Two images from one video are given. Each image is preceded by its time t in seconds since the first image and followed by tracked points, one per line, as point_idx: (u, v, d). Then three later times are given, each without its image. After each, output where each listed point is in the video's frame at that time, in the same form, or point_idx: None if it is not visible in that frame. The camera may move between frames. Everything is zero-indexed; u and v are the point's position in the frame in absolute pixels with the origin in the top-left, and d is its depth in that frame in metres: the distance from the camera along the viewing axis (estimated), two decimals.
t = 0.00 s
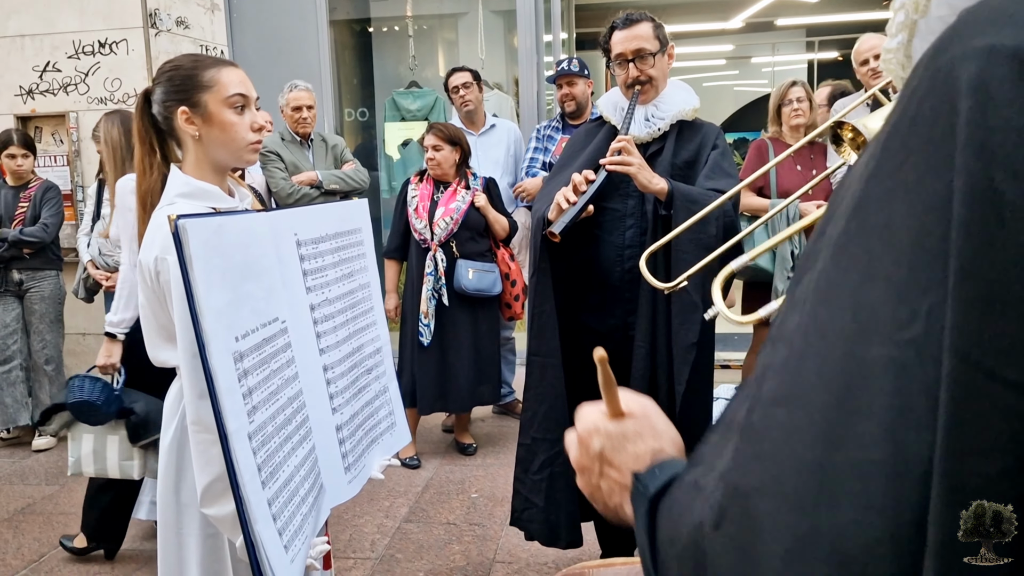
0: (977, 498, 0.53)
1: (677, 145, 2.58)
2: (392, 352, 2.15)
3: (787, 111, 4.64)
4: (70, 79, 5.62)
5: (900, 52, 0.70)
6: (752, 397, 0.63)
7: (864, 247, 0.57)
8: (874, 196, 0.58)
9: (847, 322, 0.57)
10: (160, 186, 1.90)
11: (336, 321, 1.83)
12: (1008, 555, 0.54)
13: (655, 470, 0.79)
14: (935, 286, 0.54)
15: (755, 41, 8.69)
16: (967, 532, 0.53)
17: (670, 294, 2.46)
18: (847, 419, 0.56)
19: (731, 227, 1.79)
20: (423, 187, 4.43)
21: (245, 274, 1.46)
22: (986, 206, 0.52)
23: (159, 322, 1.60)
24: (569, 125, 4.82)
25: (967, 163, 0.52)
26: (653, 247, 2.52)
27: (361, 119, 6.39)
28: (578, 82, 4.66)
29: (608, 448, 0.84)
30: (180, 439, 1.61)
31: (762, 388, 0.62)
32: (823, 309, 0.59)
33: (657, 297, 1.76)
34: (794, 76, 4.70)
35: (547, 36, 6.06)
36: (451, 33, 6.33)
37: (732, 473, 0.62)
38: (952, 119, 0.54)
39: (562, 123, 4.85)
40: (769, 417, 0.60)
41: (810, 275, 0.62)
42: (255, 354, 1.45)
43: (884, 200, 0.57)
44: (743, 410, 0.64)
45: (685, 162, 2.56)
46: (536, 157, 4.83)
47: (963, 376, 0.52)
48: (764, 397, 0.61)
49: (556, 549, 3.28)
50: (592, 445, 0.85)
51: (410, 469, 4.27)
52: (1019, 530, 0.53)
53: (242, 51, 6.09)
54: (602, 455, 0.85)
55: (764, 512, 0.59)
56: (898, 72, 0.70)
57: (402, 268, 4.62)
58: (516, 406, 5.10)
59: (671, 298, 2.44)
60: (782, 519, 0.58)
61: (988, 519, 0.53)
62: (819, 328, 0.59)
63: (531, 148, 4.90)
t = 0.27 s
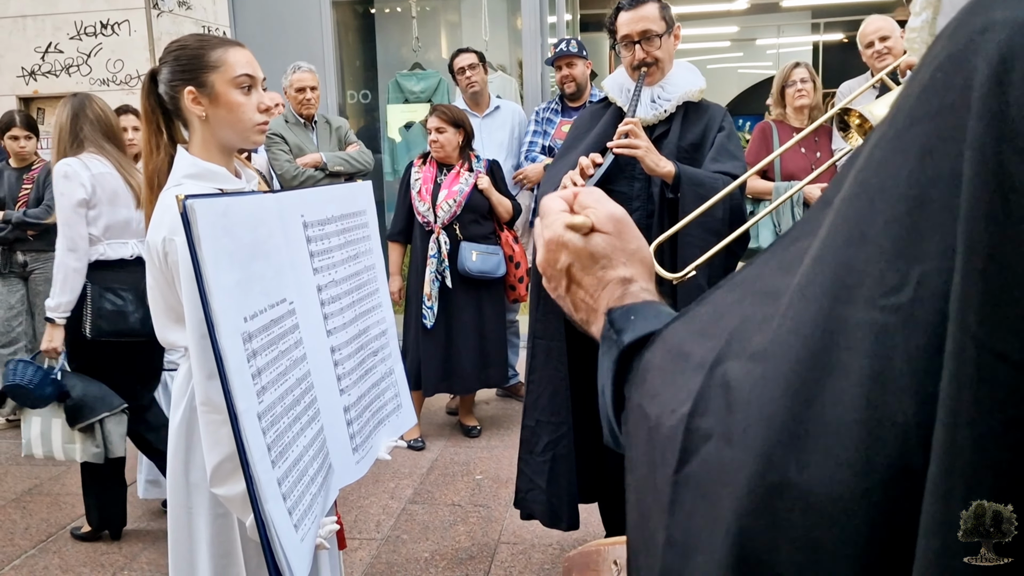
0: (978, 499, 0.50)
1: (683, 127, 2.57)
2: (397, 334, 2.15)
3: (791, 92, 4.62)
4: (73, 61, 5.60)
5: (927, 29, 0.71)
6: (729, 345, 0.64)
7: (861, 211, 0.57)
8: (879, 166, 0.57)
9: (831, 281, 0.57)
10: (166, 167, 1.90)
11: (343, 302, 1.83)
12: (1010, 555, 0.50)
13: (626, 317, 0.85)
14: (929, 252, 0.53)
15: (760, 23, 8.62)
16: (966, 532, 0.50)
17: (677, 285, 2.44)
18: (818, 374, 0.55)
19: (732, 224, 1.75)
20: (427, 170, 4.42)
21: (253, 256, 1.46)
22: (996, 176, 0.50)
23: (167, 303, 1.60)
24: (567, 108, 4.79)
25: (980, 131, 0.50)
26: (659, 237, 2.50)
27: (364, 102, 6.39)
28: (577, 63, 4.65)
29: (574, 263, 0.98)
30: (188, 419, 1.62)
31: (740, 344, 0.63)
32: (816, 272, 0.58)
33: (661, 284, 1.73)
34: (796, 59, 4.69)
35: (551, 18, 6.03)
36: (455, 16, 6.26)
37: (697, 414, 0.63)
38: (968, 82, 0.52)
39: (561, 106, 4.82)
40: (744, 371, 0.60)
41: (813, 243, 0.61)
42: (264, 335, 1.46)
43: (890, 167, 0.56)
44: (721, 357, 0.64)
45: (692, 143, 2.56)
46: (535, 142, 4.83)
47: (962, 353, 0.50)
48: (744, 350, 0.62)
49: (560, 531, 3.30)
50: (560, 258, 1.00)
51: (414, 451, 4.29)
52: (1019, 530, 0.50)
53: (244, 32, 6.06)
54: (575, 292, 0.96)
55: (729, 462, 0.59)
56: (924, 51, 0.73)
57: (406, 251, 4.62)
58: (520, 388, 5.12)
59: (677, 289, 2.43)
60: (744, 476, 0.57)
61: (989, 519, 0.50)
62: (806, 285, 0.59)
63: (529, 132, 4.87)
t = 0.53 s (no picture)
0: (979, 499, 0.55)
1: (691, 109, 2.55)
2: (403, 316, 2.15)
3: (796, 72, 4.57)
4: (73, 40, 5.55)
5: (945, 13, 0.78)
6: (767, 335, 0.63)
7: (887, 202, 0.59)
8: (904, 157, 0.59)
9: (872, 274, 0.58)
10: (172, 148, 1.90)
11: (349, 284, 1.83)
12: (1008, 556, 0.56)
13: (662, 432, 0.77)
14: (966, 244, 0.56)
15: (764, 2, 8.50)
16: (970, 532, 0.55)
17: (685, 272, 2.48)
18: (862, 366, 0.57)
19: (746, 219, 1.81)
20: (429, 152, 4.40)
21: (260, 237, 1.46)
22: None
23: (174, 285, 1.60)
24: (566, 90, 4.76)
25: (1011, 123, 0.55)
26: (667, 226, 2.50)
27: (365, 82, 6.35)
28: (574, 44, 4.64)
29: (607, 429, 0.87)
30: (196, 401, 1.62)
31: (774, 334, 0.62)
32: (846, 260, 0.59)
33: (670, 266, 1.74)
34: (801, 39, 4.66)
35: None
36: None
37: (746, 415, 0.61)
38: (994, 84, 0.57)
39: (559, 87, 4.78)
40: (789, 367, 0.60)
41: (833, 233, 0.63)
42: (271, 316, 1.46)
43: (917, 158, 0.58)
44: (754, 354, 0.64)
45: (700, 125, 2.54)
46: (534, 124, 4.79)
47: (1001, 335, 0.54)
48: (783, 341, 0.61)
49: (564, 511, 3.32)
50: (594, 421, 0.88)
51: (419, 432, 4.31)
52: (1017, 530, 0.56)
53: (245, 11, 6.01)
54: (610, 442, 0.87)
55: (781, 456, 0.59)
56: (941, 31, 0.78)
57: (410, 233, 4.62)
58: (523, 370, 5.13)
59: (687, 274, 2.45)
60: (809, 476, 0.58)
61: (989, 518, 0.55)
62: (833, 273, 0.60)
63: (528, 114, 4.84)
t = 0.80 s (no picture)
0: (979, 499, 0.55)
1: (699, 95, 2.54)
2: (407, 305, 2.16)
3: (801, 60, 4.56)
4: (75, 26, 5.53)
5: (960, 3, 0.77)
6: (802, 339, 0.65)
7: (912, 195, 0.59)
8: (924, 149, 0.59)
9: (899, 269, 0.59)
10: (178, 137, 1.90)
11: (354, 272, 1.83)
12: (1006, 555, 0.56)
13: (706, 464, 0.85)
14: (982, 240, 0.56)
15: None
16: (968, 532, 0.55)
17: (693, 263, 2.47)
18: (891, 364, 0.58)
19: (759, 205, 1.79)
20: (434, 138, 4.40)
21: (265, 225, 1.46)
22: None
23: (180, 273, 1.60)
24: (566, 77, 4.74)
25: None
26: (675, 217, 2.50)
27: (365, 68, 6.32)
28: (573, 32, 4.61)
29: (661, 456, 0.90)
30: (202, 388, 1.63)
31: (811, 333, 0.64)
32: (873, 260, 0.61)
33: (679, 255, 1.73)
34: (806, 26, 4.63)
35: None
36: None
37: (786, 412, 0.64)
38: (1013, 74, 0.57)
39: (558, 73, 4.76)
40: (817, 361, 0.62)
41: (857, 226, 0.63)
42: (277, 305, 1.46)
43: (937, 149, 0.59)
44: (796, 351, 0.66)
45: (708, 112, 2.53)
46: (534, 110, 4.78)
47: (1012, 326, 0.54)
48: (814, 343, 0.64)
49: (567, 498, 3.33)
50: (646, 455, 0.92)
51: (422, 419, 4.32)
52: (1017, 530, 0.55)
53: None
54: (657, 463, 0.90)
55: (817, 454, 0.61)
56: (957, 23, 0.78)
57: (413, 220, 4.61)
58: (526, 357, 5.13)
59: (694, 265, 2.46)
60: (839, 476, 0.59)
61: (988, 519, 0.55)
62: (855, 274, 0.62)
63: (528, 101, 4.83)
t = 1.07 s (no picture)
0: (978, 500, 0.57)
1: (709, 85, 2.53)
2: (413, 295, 2.15)
3: (807, 50, 4.52)
4: (76, 15, 5.51)
5: None
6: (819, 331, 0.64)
7: (933, 185, 0.59)
8: (947, 140, 0.59)
9: (916, 259, 0.58)
10: (183, 126, 1.90)
11: (360, 262, 1.83)
12: (1009, 555, 0.57)
13: (716, 465, 0.85)
14: (1002, 232, 0.56)
15: None
16: (967, 533, 0.57)
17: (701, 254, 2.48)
18: (911, 355, 0.57)
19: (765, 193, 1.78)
20: (438, 128, 4.37)
21: (272, 215, 1.45)
22: None
23: (187, 263, 1.60)
24: (567, 67, 4.73)
25: None
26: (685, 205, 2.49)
27: (366, 57, 6.28)
28: (570, 27, 4.53)
29: (672, 459, 0.92)
30: (209, 378, 1.63)
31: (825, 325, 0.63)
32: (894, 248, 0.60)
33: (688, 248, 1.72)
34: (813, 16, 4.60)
35: None
36: None
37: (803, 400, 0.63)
38: None
39: (560, 64, 4.75)
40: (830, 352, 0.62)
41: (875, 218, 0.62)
42: (284, 295, 1.46)
43: (959, 141, 0.58)
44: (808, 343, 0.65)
45: (717, 103, 2.53)
46: (536, 101, 4.75)
47: None
48: (830, 330, 0.62)
49: (571, 489, 3.33)
50: (655, 458, 0.93)
51: (425, 409, 4.33)
52: (1018, 530, 0.56)
53: None
54: (667, 466, 0.92)
55: (832, 442, 0.60)
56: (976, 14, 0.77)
57: (417, 210, 4.60)
58: (529, 347, 5.13)
59: (704, 255, 2.47)
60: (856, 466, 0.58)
61: (988, 520, 0.56)
62: (874, 265, 0.60)
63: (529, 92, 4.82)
